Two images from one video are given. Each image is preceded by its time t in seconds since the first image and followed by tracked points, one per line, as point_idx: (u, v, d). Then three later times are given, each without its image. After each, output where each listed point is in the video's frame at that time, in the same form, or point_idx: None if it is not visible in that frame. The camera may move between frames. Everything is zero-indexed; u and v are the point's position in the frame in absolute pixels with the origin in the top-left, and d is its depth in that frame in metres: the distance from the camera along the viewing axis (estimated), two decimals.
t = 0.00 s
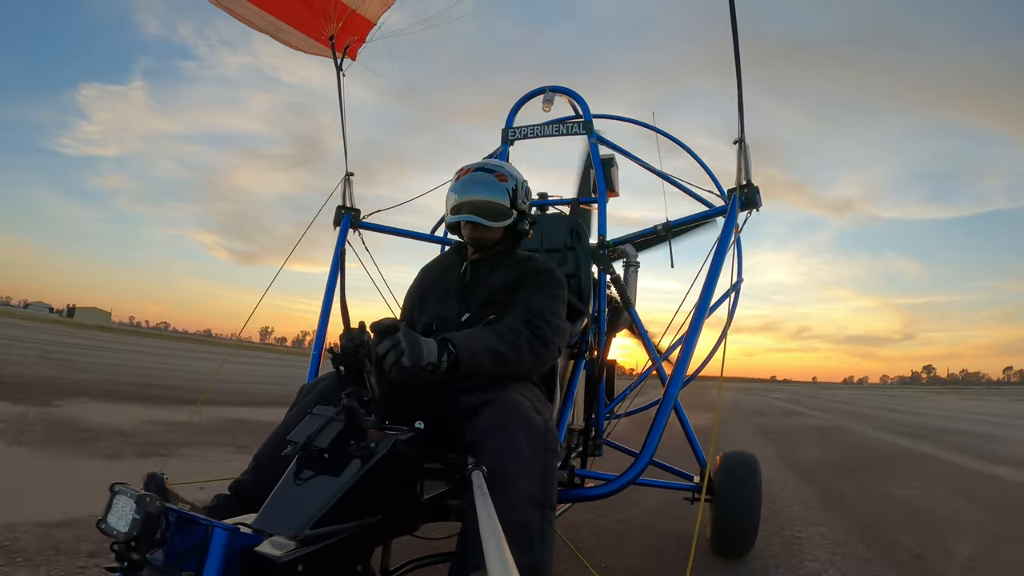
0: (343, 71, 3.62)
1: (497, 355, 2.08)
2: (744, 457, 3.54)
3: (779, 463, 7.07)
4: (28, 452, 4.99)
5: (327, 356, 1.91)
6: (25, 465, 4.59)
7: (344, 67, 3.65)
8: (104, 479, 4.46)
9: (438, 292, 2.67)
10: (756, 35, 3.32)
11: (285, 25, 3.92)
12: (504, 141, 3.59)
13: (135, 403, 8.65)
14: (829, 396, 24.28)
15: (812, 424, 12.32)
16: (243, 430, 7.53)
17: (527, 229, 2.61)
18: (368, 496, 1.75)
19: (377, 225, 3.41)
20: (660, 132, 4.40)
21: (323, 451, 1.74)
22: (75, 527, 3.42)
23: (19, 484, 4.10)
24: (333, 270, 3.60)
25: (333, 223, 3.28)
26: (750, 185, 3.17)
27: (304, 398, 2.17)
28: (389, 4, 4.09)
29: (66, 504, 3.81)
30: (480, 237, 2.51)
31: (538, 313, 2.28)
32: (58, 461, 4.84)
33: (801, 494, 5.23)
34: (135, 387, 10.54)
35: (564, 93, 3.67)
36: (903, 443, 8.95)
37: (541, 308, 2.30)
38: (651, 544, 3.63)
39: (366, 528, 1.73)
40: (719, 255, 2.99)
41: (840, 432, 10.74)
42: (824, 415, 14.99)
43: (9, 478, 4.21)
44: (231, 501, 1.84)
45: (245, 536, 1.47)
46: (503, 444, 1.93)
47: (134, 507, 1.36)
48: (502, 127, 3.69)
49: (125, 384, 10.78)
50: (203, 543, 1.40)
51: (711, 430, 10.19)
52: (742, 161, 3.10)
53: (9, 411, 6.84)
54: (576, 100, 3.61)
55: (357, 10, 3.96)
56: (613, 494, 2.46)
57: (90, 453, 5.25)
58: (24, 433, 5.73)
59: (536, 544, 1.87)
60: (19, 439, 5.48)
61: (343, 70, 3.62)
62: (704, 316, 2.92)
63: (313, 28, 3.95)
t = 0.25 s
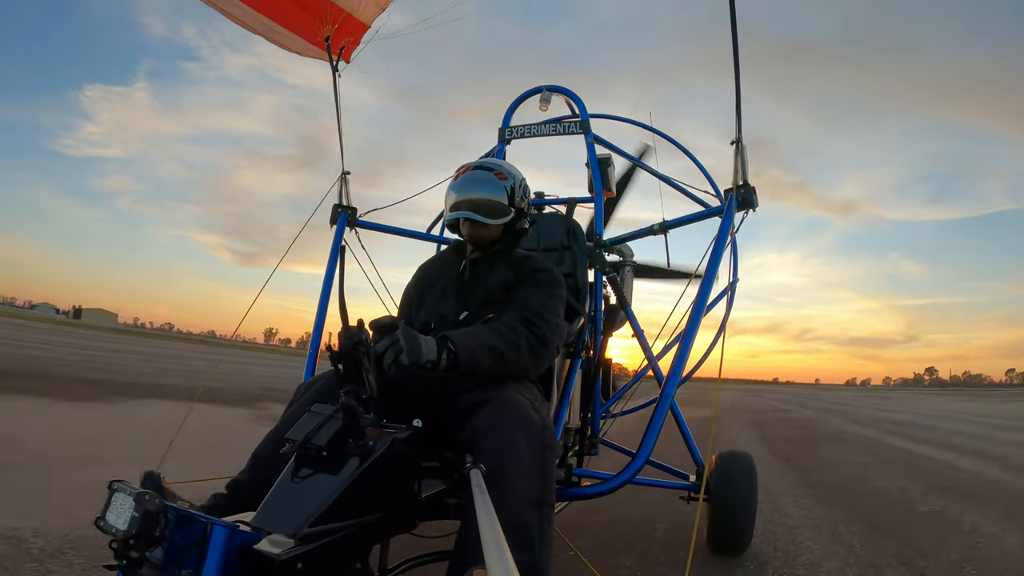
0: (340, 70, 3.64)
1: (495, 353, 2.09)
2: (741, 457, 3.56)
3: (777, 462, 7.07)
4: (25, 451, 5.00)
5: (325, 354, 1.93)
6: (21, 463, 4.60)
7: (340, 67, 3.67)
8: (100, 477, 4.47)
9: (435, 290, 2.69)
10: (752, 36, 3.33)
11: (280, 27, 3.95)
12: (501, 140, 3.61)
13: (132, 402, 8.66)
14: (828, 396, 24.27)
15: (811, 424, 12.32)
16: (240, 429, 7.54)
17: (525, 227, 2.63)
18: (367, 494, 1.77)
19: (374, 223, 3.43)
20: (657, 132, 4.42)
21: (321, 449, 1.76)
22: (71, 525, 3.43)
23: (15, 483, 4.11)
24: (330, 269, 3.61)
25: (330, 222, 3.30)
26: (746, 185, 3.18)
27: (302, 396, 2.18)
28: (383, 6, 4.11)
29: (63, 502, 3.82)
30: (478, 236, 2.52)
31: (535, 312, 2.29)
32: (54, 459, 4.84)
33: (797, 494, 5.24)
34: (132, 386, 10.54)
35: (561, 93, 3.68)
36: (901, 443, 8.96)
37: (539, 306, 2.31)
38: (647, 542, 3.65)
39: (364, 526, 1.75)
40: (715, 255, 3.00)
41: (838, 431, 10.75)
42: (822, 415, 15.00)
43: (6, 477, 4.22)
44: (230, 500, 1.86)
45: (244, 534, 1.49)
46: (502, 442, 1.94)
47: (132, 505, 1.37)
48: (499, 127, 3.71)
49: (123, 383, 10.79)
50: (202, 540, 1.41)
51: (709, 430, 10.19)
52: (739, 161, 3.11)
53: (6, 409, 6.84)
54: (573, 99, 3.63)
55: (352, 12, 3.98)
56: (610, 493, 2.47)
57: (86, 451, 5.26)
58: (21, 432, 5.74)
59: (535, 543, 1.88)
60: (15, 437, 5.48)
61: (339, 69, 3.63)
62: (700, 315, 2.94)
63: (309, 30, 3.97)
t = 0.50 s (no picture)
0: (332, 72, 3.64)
1: (487, 357, 2.10)
2: (735, 461, 3.57)
3: (772, 465, 7.07)
4: (14, 450, 4.98)
5: (317, 357, 1.93)
6: (10, 463, 4.58)
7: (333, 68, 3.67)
8: (90, 478, 4.46)
9: (428, 293, 2.69)
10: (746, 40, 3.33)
11: (272, 27, 3.96)
12: (495, 143, 3.61)
13: (126, 401, 8.64)
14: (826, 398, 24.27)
15: (807, 425, 12.32)
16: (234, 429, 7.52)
17: (519, 230, 2.63)
18: (358, 499, 1.77)
19: (367, 226, 3.43)
20: (651, 136, 4.42)
21: (313, 453, 1.76)
22: (60, 527, 3.43)
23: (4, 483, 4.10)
24: (322, 271, 3.61)
25: (323, 224, 3.30)
26: (740, 189, 3.18)
27: (294, 400, 2.18)
28: (377, 7, 4.11)
29: (52, 503, 3.81)
30: (471, 239, 2.53)
31: (528, 315, 2.30)
32: (44, 459, 4.83)
33: (791, 497, 5.25)
34: (127, 386, 10.52)
35: (555, 96, 3.69)
36: (896, 446, 8.96)
37: (532, 310, 2.31)
38: (639, 546, 3.66)
39: (356, 531, 1.75)
40: (708, 260, 3.01)
41: (834, 433, 10.75)
42: (818, 416, 15.01)
43: None
44: (221, 504, 1.86)
45: (235, 539, 1.48)
46: (494, 447, 1.95)
47: (122, 510, 1.37)
48: (492, 129, 3.71)
49: (117, 382, 10.76)
50: (192, 545, 1.41)
51: (704, 432, 10.18)
52: (733, 166, 3.12)
53: None
54: (566, 102, 3.63)
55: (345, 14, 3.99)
56: (603, 497, 2.47)
57: (76, 451, 5.24)
58: (12, 431, 5.72)
59: (527, 548, 1.88)
60: (6, 436, 5.47)
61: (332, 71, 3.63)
62: (693, 320, 2.94)
63: (300, 30, 3.98)
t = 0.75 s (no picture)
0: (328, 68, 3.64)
1: (478, 353, 2.11)
2: (730, 461, 3.56)
3: (768, 465, 7.07)
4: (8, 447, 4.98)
5: (310, 354, 1.94)
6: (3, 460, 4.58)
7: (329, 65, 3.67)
8: (84, 475, 4.46)
9: (422, 291, 2.70)
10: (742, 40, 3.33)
11: (269, 22, 4.00)
12: (490, 141, 3.62)
13: (121, 399, 8.63)
14: (824, 398, 24.25)
15: (804, 425, 12.32)
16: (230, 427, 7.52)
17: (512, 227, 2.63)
18: (350, 495, 1.78)
19: (361, 223, 3.43)
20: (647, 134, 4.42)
21: (305, 450, 1.77)
22: (53, 523, 3.43)
23: None
24: (317, 268, 3.62)
25: (317, 221, 3.30)
26: (734, 188, 3.19)
27: (286, 397, 2.19)
28: (374, 6, 4.14)
29: (44, 500, 3.80)
30: (463, 236, 2.54)
31: (520, 312, 2.31)
32: (38, 456, 4.83)
33: (786, 497, 5.25)
34: (123, 384, 10.53)
35: (550, 94, 3.69)
36: (893, 446, 8.96)
37: (523, 307, 2.32)
38: (632, 544, 3.68)
39: (349, 527, 1.75)
40: (702, 258, 3.01)
41: (830, 433, 10.76)
42: (816, 417, 15.01)
43: None
44: (213, 501, 1.86)
45: (226, 535, 1.49)
46: (486, 443, 1.95)
47: (113, 506, 1.38)
48: (487, 127, 3.71)
49: (114, 380, 10.76)
50: (183, 542, 1.41)
51: (701, 432, 10.17)
52: (727, 165, 3.13)
53: None
54: (561, 101, 3.64)
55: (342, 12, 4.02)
56: (596, 495, 2.48)
57: (70, 448, 5.24)
58: (7, 428, 5.72)
59: (519, 544, 1.88)
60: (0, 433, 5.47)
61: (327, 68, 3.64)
62: (686, 318, 2.95)
63: (297, 26, 4.01)
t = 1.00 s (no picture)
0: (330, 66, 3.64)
1: (479, 354, 2.10)
2: (729, 460, 3.55)
3: (769, 465, 7.06)
4: (7, 445, 4.96)
5: (310, 354, 1.93)
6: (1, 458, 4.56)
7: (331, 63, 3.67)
8: (82, 473, 4.45)
9: (423, 291, 2.70)
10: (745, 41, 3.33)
11: (268, 16, 4.01)
12: (492, 141, 3.61)
13: (121, 398, 8.62)
14: (824, 399, 24.25)
15: (804, 426, 12.31)
16: (229, 426, 7.51)
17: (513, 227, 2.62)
18: (351, 496, 1.77)
19: (363, 223, 3.43)
20: (649, 135, 4.42)
21: (305, 450, 1.77)
22: (51, 522, 3.42)
23: None
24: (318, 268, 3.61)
25: (319, 220, 3.30)
26: (737, 190, 3.18)
27: (287, 397, 2.19)
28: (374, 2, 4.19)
29: (42, 499, 3.79)
30: (464, 236, 2.54)
31: (522, 313, 2.30)
32: (37, 454, 4.82)
33: (787, 498, 5.24)
34: (123, 383, 10.51)
35: (552, 94, 3.69)
36: (893, 447, 8.96)
37: (526, 308, 2.32)
38: (632, 545, 3.67)
39: (349, 528, 1.75)
40: (704, 259, 3.01)
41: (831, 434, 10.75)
42: (816, 417, 15.00)
43: None
44: (213, 501, 1.86)
45: (226, 536, 1.48)
46: (486, 444, 1.95)
47: (113, 505, 1.37)
48: (489, 127, 3.71)
49: (113, 379, 10.75)
50: (184, 542, 1.41)
51: (702, 432, 10.16)
52: (730, 166, 3.12)
53: None
54: (564, 101, 3.63)
55: (343, 9, 4.02)
56: (597, 497, 2.47)
57: (69, 446, 5.23)
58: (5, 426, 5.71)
59: (520, 545, 1.87)
60: None
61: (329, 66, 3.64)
62: (688, 320, 2.94)
63: (296, 22, 4.00)
